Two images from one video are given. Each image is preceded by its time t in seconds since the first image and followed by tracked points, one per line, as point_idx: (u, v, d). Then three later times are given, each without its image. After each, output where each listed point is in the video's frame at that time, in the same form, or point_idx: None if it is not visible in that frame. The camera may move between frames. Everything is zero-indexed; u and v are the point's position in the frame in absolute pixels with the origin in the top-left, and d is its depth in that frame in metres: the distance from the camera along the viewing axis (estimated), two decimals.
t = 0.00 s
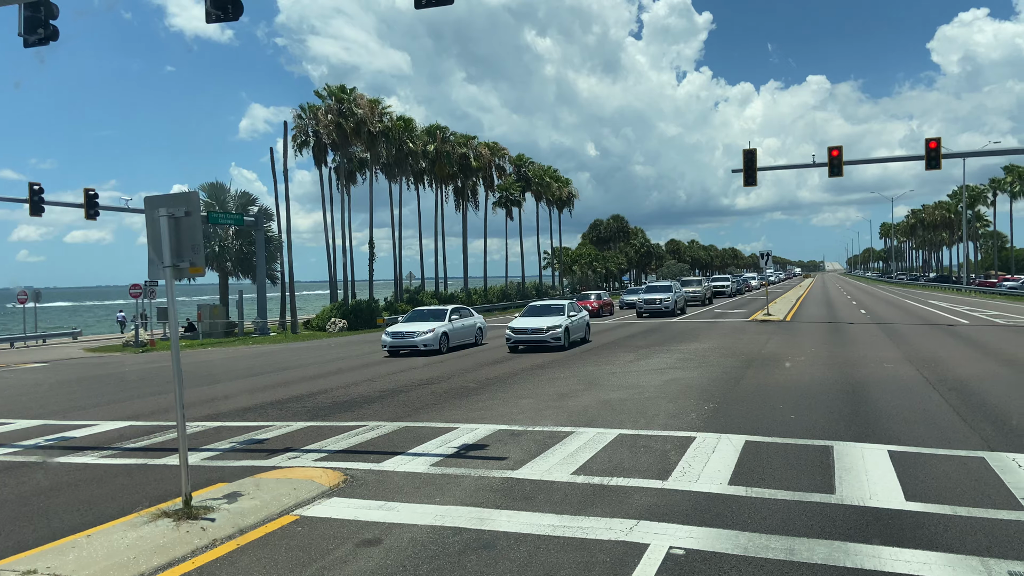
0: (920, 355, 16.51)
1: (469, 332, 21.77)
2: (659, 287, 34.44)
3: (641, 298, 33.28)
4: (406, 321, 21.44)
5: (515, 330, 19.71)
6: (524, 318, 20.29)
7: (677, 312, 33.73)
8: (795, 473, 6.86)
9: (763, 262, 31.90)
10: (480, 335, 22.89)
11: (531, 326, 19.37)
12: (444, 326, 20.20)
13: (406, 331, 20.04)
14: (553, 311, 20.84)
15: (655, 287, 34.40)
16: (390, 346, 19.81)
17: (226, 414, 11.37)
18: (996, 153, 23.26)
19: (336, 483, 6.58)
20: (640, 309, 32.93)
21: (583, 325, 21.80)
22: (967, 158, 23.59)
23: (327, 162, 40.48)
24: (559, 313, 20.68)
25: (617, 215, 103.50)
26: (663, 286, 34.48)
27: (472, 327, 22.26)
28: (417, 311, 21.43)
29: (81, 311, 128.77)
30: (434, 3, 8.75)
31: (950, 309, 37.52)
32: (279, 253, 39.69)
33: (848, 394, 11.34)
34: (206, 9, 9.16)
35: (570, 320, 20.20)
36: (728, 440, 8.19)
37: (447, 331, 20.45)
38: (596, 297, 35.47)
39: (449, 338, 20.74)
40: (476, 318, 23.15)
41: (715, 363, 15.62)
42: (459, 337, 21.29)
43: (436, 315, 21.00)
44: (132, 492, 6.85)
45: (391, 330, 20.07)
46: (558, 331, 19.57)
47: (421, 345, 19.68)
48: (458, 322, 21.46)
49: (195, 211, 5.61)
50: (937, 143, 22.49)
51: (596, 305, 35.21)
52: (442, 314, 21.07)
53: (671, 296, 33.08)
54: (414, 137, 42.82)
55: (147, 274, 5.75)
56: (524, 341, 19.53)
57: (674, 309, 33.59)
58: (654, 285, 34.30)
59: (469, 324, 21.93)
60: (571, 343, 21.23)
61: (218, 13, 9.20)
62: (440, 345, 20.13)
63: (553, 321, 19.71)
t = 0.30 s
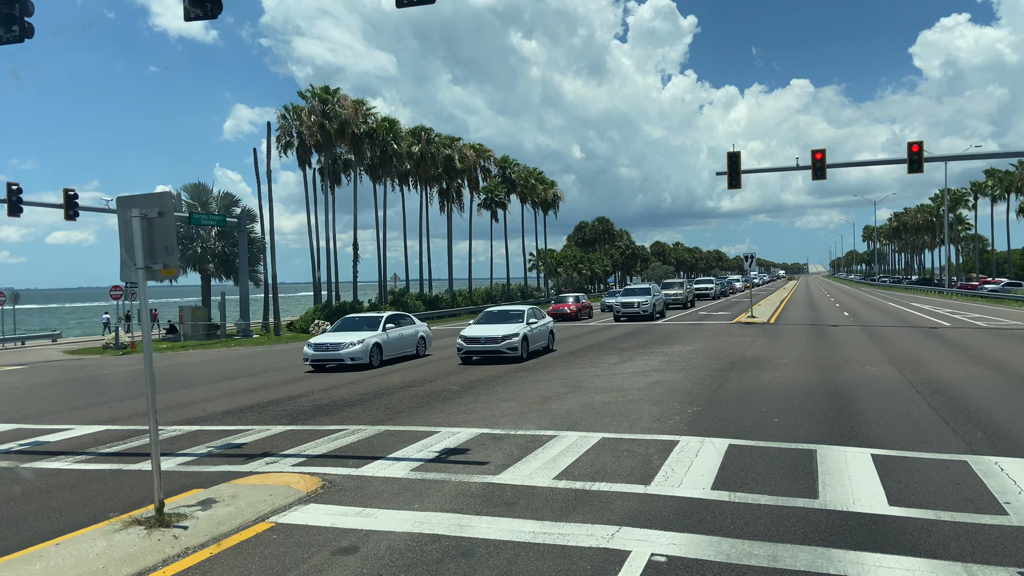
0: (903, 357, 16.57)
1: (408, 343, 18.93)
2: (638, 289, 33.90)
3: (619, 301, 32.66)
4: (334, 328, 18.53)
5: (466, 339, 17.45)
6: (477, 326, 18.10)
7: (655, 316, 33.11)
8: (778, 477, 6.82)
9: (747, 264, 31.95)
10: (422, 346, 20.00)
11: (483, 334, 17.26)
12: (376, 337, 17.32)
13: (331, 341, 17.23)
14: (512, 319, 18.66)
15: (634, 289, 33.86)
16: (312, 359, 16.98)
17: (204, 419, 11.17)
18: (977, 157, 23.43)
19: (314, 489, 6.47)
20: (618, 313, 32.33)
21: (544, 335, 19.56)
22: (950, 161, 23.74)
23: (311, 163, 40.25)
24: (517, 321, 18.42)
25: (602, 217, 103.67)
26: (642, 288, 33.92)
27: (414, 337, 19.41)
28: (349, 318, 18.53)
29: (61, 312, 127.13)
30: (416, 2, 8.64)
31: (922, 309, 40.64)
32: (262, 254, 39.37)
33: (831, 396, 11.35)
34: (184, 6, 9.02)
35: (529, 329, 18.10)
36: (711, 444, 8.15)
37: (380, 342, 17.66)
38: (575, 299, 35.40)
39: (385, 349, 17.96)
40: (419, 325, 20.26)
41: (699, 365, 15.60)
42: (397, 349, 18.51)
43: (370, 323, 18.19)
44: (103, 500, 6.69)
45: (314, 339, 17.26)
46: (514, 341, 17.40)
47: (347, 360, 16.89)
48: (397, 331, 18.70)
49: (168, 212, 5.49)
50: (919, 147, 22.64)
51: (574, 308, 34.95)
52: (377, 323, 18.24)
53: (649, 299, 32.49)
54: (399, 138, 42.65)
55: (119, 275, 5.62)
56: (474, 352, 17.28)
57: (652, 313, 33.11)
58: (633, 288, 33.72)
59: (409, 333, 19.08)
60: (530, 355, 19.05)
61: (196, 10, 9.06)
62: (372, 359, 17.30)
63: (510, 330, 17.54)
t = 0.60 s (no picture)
0: (887, 360, 16.59)
1: (331, 359, 15.89)
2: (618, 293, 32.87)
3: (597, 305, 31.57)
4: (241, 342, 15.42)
5: (407, 352, 14.85)
6: (421, 336, 15.56)
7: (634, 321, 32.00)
8: (764, 482, 6.76)
9: (733, 267, 31.95)
10: (351, 361, 16.94)
11: (427, 346, 14.74)
12: (286, 352, 14.28)
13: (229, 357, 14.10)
14: (462, 328, 16.12)
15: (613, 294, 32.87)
16: (206, 378, 13.87)
17: (184, 423, 11.01)
18: (961, 160, 23.57)
19: (292, 496, 6.35)
20: (595, 318, 31.37)
21: (500, 346, 17.00)
22: (934, 164, 23.88)
23: (296, 165, 40.02)
24: (468, 331, 15.82)
25: (589, 219, 103.79)
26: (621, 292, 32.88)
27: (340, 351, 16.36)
28: (259, 328, 15.43)
29: (43, 313, 126.08)
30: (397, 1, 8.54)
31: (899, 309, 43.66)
32: (246, 256, 39.04)
33: (817, 400, 11.30)
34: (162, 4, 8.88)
35: (481, 340, 15.59)
36: (696, 448, 8.08)
37: (292, 358, 14.59)
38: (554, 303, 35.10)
39: (297, 366, 14.85)
40: (349, 336, 17.18)
41: (685, 368, 15.55)
42: (317, 365, 15.47)
43: (283, 335, 15.07)
44: (74, 508, 6.52)
45: (209, 355, 14.14)
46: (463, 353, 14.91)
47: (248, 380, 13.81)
48: (315, 344, 15.57)
49: (140, 213, 5.36)
50: (903, 150, 22.74)
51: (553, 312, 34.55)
52: (292, 334, 15.24)
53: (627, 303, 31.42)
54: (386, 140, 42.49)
55: (89, 277, 5.48)
56: (416, 367, 14.71)
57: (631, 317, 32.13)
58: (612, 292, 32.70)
59: (333, 346, 16.05)
60: (483, 367, 16.55)
61: (175, 9, 8.93)
62: (279, 380, 14.22)
63: (458, 340, 14.99)
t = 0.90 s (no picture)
0: (875, 362, 16.59)
1: (222, 381, 12.91)
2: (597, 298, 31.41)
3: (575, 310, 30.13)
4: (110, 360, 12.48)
5: (327, 370, 12.19)
6: (347, 351, 12.92)
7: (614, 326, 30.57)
8: (753, 487, 6.66)
9: (721, 269, 31.93)
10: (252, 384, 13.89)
11: (350, 362, 12.12)
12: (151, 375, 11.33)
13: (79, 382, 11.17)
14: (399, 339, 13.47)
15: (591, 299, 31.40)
16: (48, 410, 11.01)
17: (165, 428, 10.83)
18: (947, 163, 23.66)
19: (272, 504, 6.22)
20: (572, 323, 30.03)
21: (447, 361, 14.38)
22: (921, 167, 23.97)
23: (283, 167, 39.80)
24: (404, 343, 13.15)
25: (578, 222, 103.81)
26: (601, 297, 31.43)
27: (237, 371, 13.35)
28: (129, 343, 12.44)
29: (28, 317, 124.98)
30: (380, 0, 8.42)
31: (883, 310, 45.98)
32: (232, 259, 38.78)
33: (805, 403, 11.23)
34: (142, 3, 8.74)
35: (420, 354, 12.96)
36: (684, 452, 8.00)
37: (161, 382, 11.61)
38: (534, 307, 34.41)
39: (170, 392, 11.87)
40: (252, 353, 14.12)
41: (673, 371, 15.48)
42: (202, 389, 12.49)
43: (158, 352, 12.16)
44: (48, 516, 6.35)
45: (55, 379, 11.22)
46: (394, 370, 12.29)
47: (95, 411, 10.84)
48: (198, 363, 12.58)
49: (114, 214, 5.22)
50: (890, 152, 22.80)
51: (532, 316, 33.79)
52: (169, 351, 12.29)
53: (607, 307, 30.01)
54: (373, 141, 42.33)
55: (62, 280, 5.34)
56: (338, 388, 12.07)
57: (611, 321, 30.77)
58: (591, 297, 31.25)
59: (227, 365, 13.06)
60: (425, 387, 13.87)
61: (155, 7, 8.78)
62: (140, 410, 11.25)
63: (388, 355, 12.33)
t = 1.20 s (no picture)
0: (865, 364, 16.56)
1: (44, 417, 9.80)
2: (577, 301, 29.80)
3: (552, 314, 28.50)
4: None
5: (206, 397, 9.63)
6: (240, 371, 10.32)
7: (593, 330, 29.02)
8: (741, 492, 6.58)
9: (711, 271, 31.90)
10: (98, 416, 10.78)
11: (236, 390, 9.55)
12: None
13: None
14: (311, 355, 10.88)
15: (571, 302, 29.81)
16: None
17: (147, 434, 10.66)
18: (935, 165, 23.72)
19: (252, 511, 6.09)
20: (550, 327, 28.57)
21: (372, 381, 11.76)
22: (908, 169, 24.02)
23: (271, 168, 39.57)
24: (311, 360, 10.54)
25: (568, 224, 103.75)
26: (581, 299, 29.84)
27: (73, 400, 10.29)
28: None
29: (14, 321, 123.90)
30: None
31: (871, 311, 46.17)
32: (219, 261, 38.51)
33: (795, 405, 11.16)
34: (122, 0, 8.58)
35: (330, 376, 10.39)
36: (673, 456, 7.91)
37: None
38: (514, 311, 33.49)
39: None
40: (98, 377, 10.95)
41: (662, 374, 15.40)
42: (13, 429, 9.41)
43: None
44: (20, 525, 6.18)
45: None
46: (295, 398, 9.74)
47: None
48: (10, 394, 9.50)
49: (87, 215, 5.09)
50: (879, 154, 22.82)
51: (510, 320, 32.75)
52: None
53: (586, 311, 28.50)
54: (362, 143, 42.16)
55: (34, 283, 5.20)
56: (219, 421, 9.52)
57: (591, 325, 29.44)
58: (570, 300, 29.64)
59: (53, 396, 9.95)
60: (342, 414, 11.29)
61: (136, 5, 8.62)
62: None
63: (285, 378, 9.76)
